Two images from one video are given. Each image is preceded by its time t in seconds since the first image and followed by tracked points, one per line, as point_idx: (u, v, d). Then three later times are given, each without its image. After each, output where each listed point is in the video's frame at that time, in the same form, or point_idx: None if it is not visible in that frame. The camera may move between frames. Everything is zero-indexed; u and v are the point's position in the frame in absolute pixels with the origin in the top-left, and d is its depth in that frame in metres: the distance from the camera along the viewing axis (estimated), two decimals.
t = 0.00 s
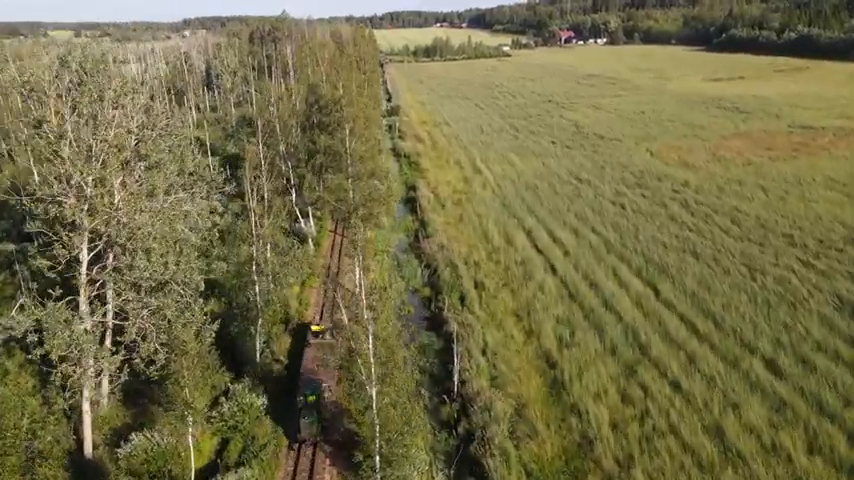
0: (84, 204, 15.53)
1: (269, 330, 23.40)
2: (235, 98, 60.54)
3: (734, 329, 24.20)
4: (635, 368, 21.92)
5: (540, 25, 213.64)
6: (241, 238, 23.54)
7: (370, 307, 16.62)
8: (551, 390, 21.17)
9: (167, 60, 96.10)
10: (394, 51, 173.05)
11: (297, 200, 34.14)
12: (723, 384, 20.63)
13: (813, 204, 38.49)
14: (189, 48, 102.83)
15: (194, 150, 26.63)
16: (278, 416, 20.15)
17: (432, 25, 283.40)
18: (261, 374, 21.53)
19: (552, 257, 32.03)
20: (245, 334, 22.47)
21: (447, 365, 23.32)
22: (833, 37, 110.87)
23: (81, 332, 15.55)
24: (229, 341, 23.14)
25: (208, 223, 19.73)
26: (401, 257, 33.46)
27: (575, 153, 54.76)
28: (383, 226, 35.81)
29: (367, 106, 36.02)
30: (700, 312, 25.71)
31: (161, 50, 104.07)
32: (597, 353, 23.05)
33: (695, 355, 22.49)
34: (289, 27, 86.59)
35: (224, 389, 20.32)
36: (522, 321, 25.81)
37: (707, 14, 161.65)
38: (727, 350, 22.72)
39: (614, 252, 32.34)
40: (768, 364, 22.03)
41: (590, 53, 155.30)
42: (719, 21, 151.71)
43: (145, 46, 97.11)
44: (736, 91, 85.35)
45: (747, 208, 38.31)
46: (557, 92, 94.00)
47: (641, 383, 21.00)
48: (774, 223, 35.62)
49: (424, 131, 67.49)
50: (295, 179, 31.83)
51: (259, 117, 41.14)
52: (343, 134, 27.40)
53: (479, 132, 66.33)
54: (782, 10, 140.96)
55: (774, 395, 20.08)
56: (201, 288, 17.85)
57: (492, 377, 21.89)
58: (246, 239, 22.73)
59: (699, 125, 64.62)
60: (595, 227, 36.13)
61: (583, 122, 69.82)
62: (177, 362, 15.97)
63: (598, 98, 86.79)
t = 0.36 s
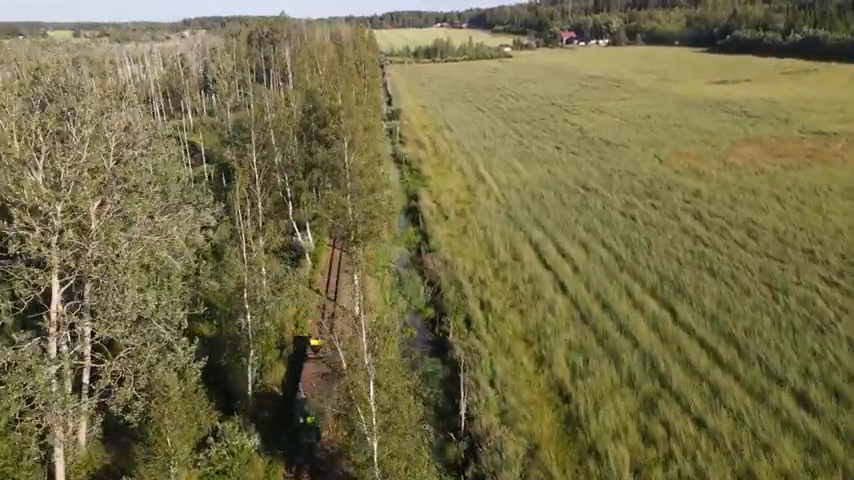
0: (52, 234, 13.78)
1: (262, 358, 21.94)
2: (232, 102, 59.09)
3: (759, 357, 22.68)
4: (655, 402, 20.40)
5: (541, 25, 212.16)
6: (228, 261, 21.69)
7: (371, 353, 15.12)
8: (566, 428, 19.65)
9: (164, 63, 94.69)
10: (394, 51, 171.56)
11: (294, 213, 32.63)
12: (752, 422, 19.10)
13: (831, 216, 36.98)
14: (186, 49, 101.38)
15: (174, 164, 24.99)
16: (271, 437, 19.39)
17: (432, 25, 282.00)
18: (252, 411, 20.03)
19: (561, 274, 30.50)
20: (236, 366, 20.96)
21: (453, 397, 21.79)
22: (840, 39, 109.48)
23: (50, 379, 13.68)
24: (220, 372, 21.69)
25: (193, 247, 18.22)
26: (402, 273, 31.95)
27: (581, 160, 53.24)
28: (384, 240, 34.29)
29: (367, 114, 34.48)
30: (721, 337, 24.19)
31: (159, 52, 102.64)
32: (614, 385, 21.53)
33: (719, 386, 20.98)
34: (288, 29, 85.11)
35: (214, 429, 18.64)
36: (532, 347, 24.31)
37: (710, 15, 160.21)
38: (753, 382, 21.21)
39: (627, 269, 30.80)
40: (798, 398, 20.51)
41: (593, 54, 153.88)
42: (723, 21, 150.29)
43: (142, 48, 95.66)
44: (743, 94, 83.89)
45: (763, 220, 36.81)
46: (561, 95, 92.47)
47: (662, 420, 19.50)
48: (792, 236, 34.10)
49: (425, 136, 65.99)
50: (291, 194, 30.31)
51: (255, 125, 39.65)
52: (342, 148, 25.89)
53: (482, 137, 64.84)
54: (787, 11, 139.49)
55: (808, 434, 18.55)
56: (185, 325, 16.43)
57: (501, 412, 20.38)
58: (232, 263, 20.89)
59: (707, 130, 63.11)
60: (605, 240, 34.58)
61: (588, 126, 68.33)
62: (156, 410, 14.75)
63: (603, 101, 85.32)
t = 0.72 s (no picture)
0: (12, 268, 12.39)
1: (257, 389, 20.46)
2: (228, 107, 57.67)
3: (786, 387, 21.26)
4: (677, 439, 18.99)
5: (542, 26, 210.71)
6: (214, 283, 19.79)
7: (372, 405, 14.18)
8: (581, 468, 18.27)
9: (161, 65, 93.36)
10: (394, 52, 170.14)
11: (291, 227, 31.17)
12: (783, 463, 17.71)
13: (850, 227, 35.54)
14: (184, 50, 99.99)
15: (160, 175, 23.55)
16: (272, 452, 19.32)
17: (432, 26, 280.62)
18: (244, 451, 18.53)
19: (571, 292, 29.07)
20: (226, 402, 19.51)
21: (460, 432, 20.42)
22: (846, 41, 108.20)
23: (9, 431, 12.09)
24: (209, 406, 20.18)
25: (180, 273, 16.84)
26: (404, 290, 30.51)
27: (587, 166, 51.80)
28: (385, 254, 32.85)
29: (366, 124, 33.07)
30: (744, 363, 22.75)
31: (156, 52, 101.24)
32: (631, 419, 20.12)
33: (745, 421, 19.55)
34: (287, 32, 83.79)
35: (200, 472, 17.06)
36: (543, 374, 22.91)
37: (713, 16, 158.86)
38: (782, 416, 19.80)
39: (639, 286, 29.36)
40: (830, 434, 19.10)
41: (595, 55, 152.44)
42: (726, 22, 148.89)
43: (139, 51, 94.47)
44: (749, 97, 82.47)
45: (778, 232, 35.38)
46: (564, 98, 91.00)
47: (686, 461, 18.08)
48: (811, 250, 32.65)
49: (426, 141, 64.59)
50: (288, 207, 28.98)
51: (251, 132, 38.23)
52: (341, 162, 24.49)
53: (485, 141, 63.44)
54: (791, 11, 138.03)
55: (844, 477, 17.14)
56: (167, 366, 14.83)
57: (513, 451, 18.98)
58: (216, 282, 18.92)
59: (715, 135, 61.69)
60: (615, 254, 33.13)
61: (593, 130, 66.91)
62: (134, 464, 13.27)
63: (606, 104, 83.91)
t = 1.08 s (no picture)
0: None
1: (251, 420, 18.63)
2: (224, 113, 56.25)
3: (816, 424, 19.86)
4: None
5: (544, 26, 209.07)
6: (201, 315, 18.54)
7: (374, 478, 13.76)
8: None
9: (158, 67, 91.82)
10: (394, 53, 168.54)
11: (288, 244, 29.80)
12: None
13: None
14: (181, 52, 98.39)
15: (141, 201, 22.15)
16: None
17: (432, 26, 279.02)
18: None
19: (582, 313, 27.66)
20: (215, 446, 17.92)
21: (466, 474, 19.08)
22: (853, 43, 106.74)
23: None
24: (197, 448, 18.78)
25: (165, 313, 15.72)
26: (405, 310, 29.16)
27: (594, 174, 50.41)
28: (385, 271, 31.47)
29: (367, 135, 31.69)
30: (769, 396, 21.35)
31: (152, 53, 99.60)
32: (652, 460, 18.73)
33: (775, 464, 18.15)
34: (286, 35, 82.33)
35: None
36: (554, 407, 21.53)
37: (716, 17, 157.34)
38: (814, 458, 18.40)
39: (653, 306, 27.95)
40: None
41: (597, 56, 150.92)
42: (730, 23, 147.41)
43: (135, 53, 92.94)
44: (756, 101, 81.00)
45: (796, 247, 33.97)
46: (567, 101, 89.56)
47: None
48: (831, 266, 31.24)
49: (427, 147, 63.14)
50: (284, 223, 28.10)
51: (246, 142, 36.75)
52: (340, 180, 23.14)
53: (488, 147, 62.03)
54: (796, 12, 136.50)
55: None
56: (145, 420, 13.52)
57: None
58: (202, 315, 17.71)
59: (723, 141, 60.20)
60: (626, 271, 31.71)
61: (598, 136, 65.44)
62: None
63: (611, 108, 82.44)
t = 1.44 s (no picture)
0: None
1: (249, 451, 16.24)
2: (220, 118, 54.90)
3: (849, 460, 18.49)
4: None
5: (545, 27, 207.70)
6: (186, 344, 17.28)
7: None
8: None
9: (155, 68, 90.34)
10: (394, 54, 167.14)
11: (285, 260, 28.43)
12: None
13: None
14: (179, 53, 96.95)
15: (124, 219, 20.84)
16: None
17: (432, 26, 277.58)
18: None
19: (593, 333, 26.28)
20: None
21: None
22: None
23: None
24: None
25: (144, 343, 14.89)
26: (408, 329, 27.70)
27: (600, 181, 49.03)
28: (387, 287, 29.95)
29: (367, 145, 30.36)
30: (796, 427, 20.02)
31: (149, 54, 98.08)
32: None
33: None
34: (285, 36, 80.91)
35: None
36: (567, 438, 20.17)
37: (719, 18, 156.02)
38: None
39: (667, 326, 26.59)
40: None
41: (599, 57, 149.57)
42: (733, 24, 146.04)
43: (131, 54, 91.48)
44: (762, 104, 79.63)
45: (814, 260, 32.59)
46: (570, 104, 88.19)
47: None
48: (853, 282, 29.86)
49: (429, 151, 61.79)
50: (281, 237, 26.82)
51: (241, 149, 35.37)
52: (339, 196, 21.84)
53: (490, 152, 60.66)
54: (800, 13, 135.13)
55: None
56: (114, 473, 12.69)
57: None
58: (188, 342, 16.52)
59: (731, 146, 58.82)
60: (638, 286, 30.33)
61: (603, 140, 64.08)
62: None
63: (615, 111, 81.08)
